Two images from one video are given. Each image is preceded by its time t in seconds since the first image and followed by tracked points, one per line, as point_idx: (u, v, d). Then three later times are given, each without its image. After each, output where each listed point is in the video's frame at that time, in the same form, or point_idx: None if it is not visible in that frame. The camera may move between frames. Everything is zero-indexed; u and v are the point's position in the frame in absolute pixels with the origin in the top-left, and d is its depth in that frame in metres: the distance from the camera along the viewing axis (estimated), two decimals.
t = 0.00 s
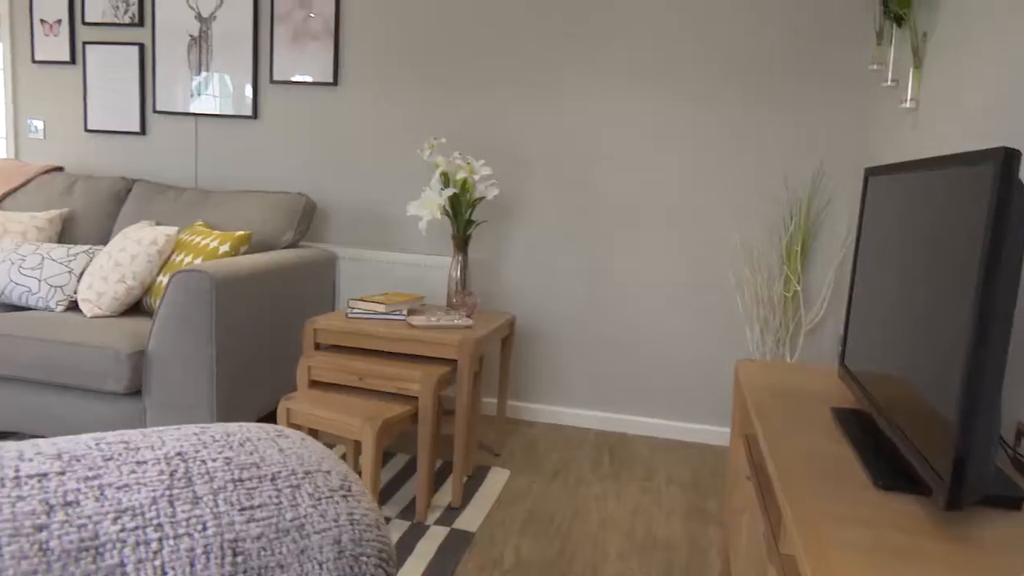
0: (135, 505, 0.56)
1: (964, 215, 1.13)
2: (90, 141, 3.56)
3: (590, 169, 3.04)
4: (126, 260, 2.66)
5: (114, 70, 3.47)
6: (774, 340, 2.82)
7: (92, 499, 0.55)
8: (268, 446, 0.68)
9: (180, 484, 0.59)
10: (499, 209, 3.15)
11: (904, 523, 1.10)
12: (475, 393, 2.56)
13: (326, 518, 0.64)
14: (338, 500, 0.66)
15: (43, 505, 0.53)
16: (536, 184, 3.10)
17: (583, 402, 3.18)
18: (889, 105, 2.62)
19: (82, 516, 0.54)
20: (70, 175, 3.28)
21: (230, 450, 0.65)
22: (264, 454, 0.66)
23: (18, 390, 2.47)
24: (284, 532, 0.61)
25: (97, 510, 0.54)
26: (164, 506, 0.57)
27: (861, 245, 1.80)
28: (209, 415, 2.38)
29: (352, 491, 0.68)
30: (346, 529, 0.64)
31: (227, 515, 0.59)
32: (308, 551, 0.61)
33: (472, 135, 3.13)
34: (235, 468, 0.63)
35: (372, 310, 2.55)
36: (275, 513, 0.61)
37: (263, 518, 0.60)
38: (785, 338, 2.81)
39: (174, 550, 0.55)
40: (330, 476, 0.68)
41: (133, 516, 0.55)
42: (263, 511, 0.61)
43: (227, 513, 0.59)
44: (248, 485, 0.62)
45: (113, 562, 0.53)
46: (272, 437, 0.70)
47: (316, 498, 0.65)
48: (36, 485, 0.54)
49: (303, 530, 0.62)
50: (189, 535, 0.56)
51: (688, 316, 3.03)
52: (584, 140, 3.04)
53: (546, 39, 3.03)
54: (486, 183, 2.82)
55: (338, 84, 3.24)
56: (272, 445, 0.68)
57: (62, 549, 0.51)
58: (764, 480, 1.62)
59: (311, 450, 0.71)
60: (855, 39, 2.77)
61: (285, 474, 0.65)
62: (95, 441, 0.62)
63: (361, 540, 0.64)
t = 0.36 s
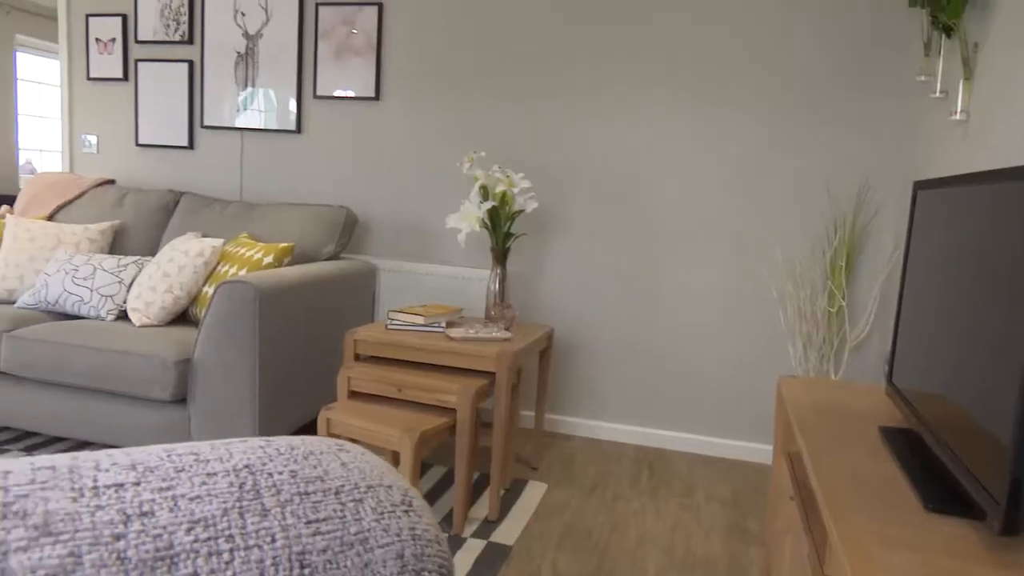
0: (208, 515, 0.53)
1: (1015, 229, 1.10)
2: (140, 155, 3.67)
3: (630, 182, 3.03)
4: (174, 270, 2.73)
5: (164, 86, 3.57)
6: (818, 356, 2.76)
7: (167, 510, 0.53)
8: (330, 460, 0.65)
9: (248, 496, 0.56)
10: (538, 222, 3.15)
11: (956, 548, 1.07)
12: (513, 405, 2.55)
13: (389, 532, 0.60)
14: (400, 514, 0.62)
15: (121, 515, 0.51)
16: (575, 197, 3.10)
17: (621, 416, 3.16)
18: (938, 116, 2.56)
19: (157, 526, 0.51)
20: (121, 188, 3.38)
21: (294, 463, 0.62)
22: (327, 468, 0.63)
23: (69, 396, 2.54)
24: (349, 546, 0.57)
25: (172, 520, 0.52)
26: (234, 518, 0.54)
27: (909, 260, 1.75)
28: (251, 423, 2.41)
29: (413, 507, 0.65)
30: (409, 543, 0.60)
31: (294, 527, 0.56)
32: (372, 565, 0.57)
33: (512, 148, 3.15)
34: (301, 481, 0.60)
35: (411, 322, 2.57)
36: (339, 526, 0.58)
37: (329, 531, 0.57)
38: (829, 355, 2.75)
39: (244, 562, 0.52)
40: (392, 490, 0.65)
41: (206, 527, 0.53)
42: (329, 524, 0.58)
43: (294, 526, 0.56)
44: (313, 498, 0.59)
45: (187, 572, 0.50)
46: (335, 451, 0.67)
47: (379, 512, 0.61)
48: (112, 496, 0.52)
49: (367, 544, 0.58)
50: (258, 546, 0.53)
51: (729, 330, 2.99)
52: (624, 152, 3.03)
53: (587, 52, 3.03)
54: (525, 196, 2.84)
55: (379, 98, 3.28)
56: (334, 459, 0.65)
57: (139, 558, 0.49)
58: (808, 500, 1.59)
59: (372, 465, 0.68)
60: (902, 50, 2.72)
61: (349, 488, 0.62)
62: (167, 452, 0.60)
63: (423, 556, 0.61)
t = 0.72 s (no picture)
0: (283, 521, 0.49)
1: None
2: (192, 165, 3.77)
3: (676, 190, 3.00)
4: (223, 277, 2.80)
5: (215, 98, 3.67)
6: (868, 370, 2.69)
7: (244, 515, 0.49)
8: (397, 468, 0.60)
9: (321, 503, 0.52)
10: (581, 230, 3.14)
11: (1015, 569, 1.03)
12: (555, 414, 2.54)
13: (457, 543, 0.55)
14: (466, 525, 0.57)
15: (199, 519, 0.47)
16: (620, 205, 3.08)
17: (664, 427, 3.12)
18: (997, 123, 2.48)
19: (235, 531, 0.47)
20: (174, 197, 3.47)
21: (364, 470, 0.57)
22: (395, 475, 0.58)
23: (123, 398, 2.61)
24: (418, 555, 0.52)
25: (248, 525, 0.48)
26: (307, 523, 0.50)
27: (965, 272, 1.70)
28: (295, 428, 2.45)
29: (478, 518, 0.59)
30: (476, 554, 0.55)
31: (365, 534, 0.51)
32: None
33: (556, 156, 3.15)
34: (371, 488, 0.55)
35: (454, 330, 2.58)
36: (408, 534, 0.53)
37: (399, 539, 0.52)
38: (880, 368, 2.68)
39: (318, 569, 0.48)
40: (457, 500, 0.59)
41: (281, 532, 0.48)
42: (399, 532, 0.53)
43: (365, 533, 0.51)
44: (383, 505, 0.54)
45: None
46: (401, 460, 0.62)
47: (446, 522, 0.56)
48: (190, 500, 0.49)
49: (435, 554, 0.53)
50: (330, 553, 0.49)
51: (777, 341, 2.93)
52: (670, 160, 3.00)
53: (632, 60, 3.02)
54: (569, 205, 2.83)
55: (424, 108, 3.32)
56: (401, 467, 0.60)
57: (218, 563, 0.45)
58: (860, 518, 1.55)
59: (437, 475, 0.62)
60: (959, 54, 2.64)
61: (417, 496, 0.57)
62: (238, 457, 0.56)
63: (488, 566, 0.56)
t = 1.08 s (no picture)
0: (355, 527, 0.49)
1: None
2: (243, 174, 3.86)
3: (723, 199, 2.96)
4: (272, 284, 2.86)
5: (266, 109, 3.76)
6: (921, 385, 2.60)
7: (317, 520, 0.49)
8: (463, 477, 0.59)
9: (391, 510, 0.52)
10: (625, 239, 3.13)
11: None
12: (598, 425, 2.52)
13: (524, 553, 0.54)
14: (533, 535, 0.56)
15: (275, 524, 0.48)
16: (664, 214, 3.06)
17: (709, 439, 3.07)
18: None
19: (309, 536, 0.48)
20: (226, 206, 3.56)
21: (430, 478, 0.57)
22: (462, 485, 0.58)
23: (174, 401, 2.68)
24: (485, 565, 0.52)
25: (322, 531, 0.48)
26: (379, 531, 0.50)
27: None
28: (340, 433, 2.48)
29: (545, 528, 0.58)
30: (544, 565, 0.54)
31: (433, 543, 0.51)
32: None
33: (600, 165, 3.14)
34: (438, 497, 0.55)
35: (497, 338, 2.59)
36: (476, 544, 0.52)
37: (466, 549, 0.52)
38: (934, 383, 2.59)
39: None
40: (523, 510, 0.58)
41: (354, 539, 0.49)
42: (466, 542, 0.52)
43: (433, 542, 0.51)
44: (450, 514, 0.54)
45: None
46: (466, 469, 0.61)
47: (513, 531, 0.55)
48: (266, 505, 0.49)
49: (503, 564, 0.52)
50: (400, 561, 0.49)
51: (827, 353, 2.87)
52: (717, 169, 2.96)
53: (679, 68, 3.00)
54: (613, 214, 2.82)
55: (468, 118, 3.35)
56: (467, 476, 0.60)
57: (294, 568, 0.46)
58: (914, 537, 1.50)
59: (503, 483, 0.61)
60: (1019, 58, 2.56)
61: (484, 506, 0.56)
62: (307, 462, 0.56)
63: None
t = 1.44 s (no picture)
0: (415, 536, 0.50)
1: None
2: (285, 183, 3.93)
3: (764, 207, 2.92)
4: (313, 291, 2.90)
5: (308, 118, 3.82)
6: (972, 398, 2.51)
7: (379, 528, 0.50)
8: (520, 487, 0.59)
9: (450, 520, 0.52)
10: (664, 247, 3.10)
11: None
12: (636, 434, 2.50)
13: (583, 565, 0.53)
14: (590, 547, 0.55)
15: (338, 531, 0.48)
16: (704, 222, 3.03)
17: (749, 451, 3.02)
18: None
19: (371, 544, 0.48)
20: (268, 214, 3.63)
21: (486, 488, 0.57)
22: (518, 495, 0.57)
23: (217, 405, 2.73)
24: None
25: (383, 539, 0.49)
26: (438, 540, 0.50)
27: None
28: (379, 439, 2.50)
29: (603, 541, 0.57)
30: None
31: (492, 554, 0.51)
32: None
33: (639, 172, 3.13)
34: (495, 507, 0.55)
35: (535, 346, 2.58)
36: (534, 556, 0.52)
37: (525, 560, 0.51)
38: (985, 397, 2.51)
39: None
40: (580, 522, 0.58)
41: (414, 548, 0.49)
42: (524, 553, 0.52)
43: (492, 553, 0.51)
44: (508, 525, 0.53)
45: None
46: (521, 479, 0.61)
47: (571, 543, 0.54)
48: (328, 511, 0.50)
49: None
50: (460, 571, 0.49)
51: (872, 364, 2.80)
52: (758, 176, 2.93)
53: (719, 75, 2.97)
54: (652, 222, 2.80)
55: (507, 126, 3.36)
56: (523, 486, 0.59)
57: None
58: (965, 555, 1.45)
59: (559, 495, 0.61)
60: None
61: (541, 517, 0.56)
62: (365, 470, 0.57)
63: None
